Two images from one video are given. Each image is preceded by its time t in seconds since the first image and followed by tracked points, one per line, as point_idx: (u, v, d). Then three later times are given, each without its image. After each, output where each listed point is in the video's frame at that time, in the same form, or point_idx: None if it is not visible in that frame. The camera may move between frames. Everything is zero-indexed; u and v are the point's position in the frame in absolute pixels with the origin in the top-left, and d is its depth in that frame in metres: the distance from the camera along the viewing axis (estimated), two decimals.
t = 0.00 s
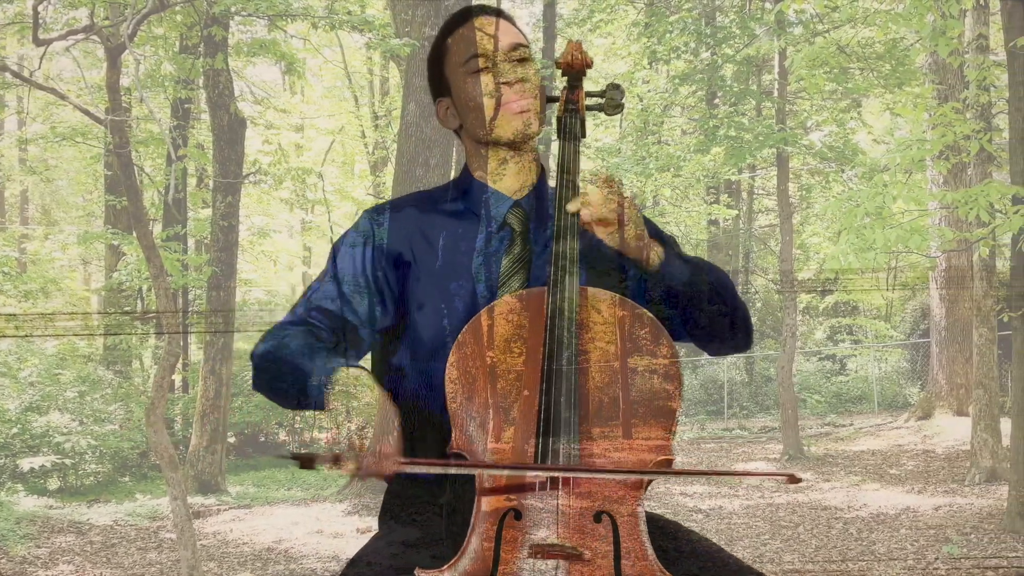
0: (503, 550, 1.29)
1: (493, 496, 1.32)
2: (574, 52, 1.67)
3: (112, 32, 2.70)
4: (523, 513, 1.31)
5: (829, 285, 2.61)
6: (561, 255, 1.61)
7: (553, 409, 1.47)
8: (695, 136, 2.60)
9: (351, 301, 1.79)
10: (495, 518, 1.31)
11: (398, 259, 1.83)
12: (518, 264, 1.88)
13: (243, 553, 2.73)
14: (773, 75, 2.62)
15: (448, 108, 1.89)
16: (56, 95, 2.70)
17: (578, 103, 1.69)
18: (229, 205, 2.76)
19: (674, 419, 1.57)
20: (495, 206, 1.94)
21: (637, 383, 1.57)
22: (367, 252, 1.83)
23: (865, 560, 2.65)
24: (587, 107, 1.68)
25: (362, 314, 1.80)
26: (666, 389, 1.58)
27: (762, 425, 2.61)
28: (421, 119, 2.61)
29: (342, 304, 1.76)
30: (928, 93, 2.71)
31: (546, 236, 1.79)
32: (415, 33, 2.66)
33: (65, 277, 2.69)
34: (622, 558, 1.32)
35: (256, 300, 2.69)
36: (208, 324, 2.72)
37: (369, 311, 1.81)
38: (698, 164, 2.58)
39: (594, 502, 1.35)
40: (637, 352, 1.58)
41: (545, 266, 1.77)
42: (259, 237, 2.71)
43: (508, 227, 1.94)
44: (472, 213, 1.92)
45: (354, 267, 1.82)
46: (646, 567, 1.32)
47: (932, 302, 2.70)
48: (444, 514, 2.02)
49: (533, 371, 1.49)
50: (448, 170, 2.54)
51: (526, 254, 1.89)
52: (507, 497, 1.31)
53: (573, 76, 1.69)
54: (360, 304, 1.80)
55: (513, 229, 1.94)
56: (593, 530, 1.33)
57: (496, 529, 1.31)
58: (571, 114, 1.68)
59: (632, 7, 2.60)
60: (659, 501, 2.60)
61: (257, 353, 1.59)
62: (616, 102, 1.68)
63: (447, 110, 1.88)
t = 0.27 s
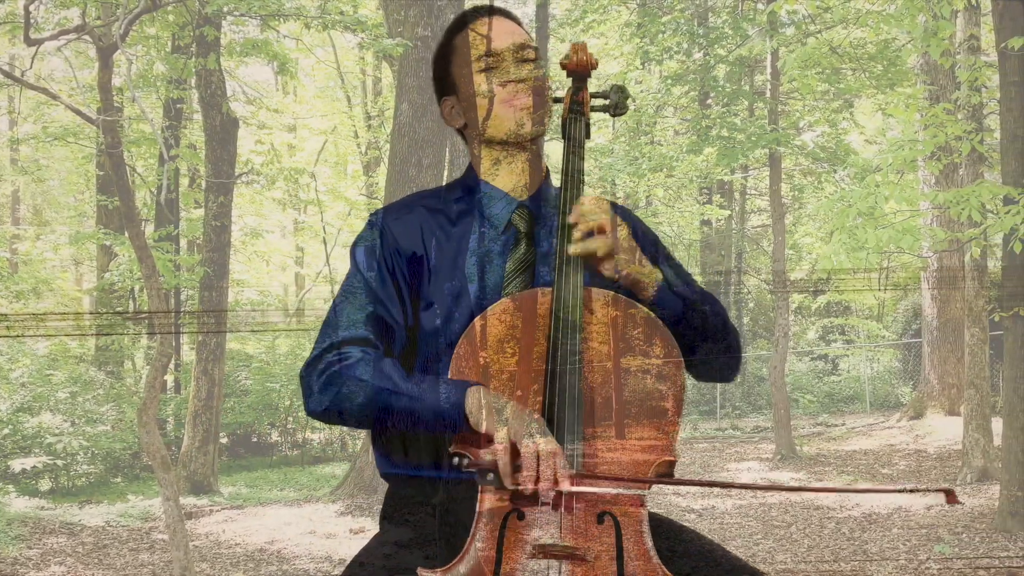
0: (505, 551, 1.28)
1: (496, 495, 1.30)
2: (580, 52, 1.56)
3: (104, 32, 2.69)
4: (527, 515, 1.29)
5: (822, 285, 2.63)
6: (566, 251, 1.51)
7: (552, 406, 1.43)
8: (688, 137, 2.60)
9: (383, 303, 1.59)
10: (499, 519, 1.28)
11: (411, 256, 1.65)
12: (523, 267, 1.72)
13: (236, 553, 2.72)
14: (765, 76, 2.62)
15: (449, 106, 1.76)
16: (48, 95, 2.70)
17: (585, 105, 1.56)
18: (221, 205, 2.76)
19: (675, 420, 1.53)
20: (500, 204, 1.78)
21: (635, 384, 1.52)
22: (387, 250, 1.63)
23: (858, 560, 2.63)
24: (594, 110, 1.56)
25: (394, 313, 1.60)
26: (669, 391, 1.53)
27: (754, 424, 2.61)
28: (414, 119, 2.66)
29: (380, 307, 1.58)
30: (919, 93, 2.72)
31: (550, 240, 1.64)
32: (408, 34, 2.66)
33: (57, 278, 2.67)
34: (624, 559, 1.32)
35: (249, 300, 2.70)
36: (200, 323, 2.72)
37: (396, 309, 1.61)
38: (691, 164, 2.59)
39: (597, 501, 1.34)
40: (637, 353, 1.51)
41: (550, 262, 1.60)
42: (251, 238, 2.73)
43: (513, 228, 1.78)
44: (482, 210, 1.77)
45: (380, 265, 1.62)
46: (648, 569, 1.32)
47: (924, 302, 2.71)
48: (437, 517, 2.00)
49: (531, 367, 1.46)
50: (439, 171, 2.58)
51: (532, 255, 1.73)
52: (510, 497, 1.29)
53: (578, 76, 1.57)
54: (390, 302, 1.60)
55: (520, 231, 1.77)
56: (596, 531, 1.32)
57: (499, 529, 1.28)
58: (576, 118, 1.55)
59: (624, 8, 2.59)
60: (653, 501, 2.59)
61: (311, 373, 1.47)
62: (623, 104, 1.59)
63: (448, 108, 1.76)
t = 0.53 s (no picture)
0: (506, 551, 1.37)
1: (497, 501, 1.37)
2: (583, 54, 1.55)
3: (97, 31, 2.69)
4: (528, 518, 1.37)
5: (815, 285, 2.61)
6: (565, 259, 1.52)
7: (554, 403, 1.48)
8: (682, 137, 2.59)
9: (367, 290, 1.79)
10: (500, 522, 1.37)
11: (405, 252, 1.82)
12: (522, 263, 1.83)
13: (230, 554, 2.73)
14: (759, 77, 2.63)
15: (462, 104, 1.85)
16: (41, 95, 2.74)
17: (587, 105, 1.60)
18: (214, 206, 2.74)
19: (678, 417, 1.48)
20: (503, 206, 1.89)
21: (631, 383, 1.48)
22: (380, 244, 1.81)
23: (852, 559, 2.68)
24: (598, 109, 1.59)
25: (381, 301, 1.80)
26: (669, 390, 1.48)
27: (748, 424, 2.63)
28: (407, 119, 2.56)
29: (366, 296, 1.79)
30: (912, 94, 2.71)
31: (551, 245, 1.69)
32: (402, 34, 2.64)
33: (50, 278, 2.70)
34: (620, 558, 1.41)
35: (242, 300, 2.66)
36: (193, 324, 2.70)
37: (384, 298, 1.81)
38: (685, 165, 2.57)
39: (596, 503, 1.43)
40: (632, 353, 1.47)
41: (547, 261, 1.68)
42: (245, 238, 2.71)
43: (515, 227, 1.89)
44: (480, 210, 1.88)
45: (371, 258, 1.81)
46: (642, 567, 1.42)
47: (918, 302, 2.71)
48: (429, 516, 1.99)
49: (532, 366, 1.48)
50: (434, 171, 2.50)
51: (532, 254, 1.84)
52: (510, 501, 1.37)
53: (580, 76, 1.58)
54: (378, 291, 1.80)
55: (521, 229, 1.88)
56: (593, 531, 1.41)
57: (500, 531, 1.37)
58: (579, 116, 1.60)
59: (618, 8, 2.58)
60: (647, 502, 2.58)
61: (291, 340, 1.64)
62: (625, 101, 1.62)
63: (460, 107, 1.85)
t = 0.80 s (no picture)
0: (506, 556, 1.14)
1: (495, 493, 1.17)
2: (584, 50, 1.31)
3: (90, 31, 2.67)
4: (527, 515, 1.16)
5: (809, 285, 2.63)
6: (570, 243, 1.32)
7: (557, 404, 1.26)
8: (675, 137, 2.61)
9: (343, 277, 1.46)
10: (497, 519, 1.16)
11: (395, 246, 1.45)
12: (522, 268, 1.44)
13: (223, 555, 2.69)
14: (753, 77, 2.64)
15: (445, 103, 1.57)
16: (33, 95, 2.67)
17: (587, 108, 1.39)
18: (207, 206, 2.76)
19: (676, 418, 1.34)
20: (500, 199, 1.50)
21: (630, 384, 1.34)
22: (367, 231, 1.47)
23: (846, 558, 2.63)
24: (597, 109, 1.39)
25: (360, 298, 1.47)
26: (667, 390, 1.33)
27: (741, 424, 2.61)
28: (401, 119, 2.64)
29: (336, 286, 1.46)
30: (905, 95, 2.72)
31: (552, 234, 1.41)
32: (396, 34, 2.66)
33: (43, 278, 2.66)
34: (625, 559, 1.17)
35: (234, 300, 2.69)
36: (186, 324, 2.72)
37: (366, 296, 1.47)
38: (679, 165, 2.58)
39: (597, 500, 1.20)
40: (624, 352, 1.32)
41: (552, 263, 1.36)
42: (239, 238, 2.70)
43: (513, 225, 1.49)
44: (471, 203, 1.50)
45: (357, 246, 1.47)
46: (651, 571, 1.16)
47: (910, 302, 2.71)
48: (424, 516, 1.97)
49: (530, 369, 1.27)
50: (426, 173, 2.58)
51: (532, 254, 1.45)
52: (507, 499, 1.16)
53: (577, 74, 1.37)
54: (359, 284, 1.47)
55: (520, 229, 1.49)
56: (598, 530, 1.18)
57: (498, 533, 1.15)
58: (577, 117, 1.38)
59: (612, 8, 2.61)
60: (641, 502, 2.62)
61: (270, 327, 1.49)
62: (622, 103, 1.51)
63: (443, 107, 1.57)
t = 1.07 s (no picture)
0: (506, 553, 1.32)
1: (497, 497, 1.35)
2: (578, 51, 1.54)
3: (81, 31, 2.69)
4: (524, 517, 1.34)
5: (800, 285, 2.61)
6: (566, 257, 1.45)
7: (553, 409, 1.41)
8: (667, 138, 2.60)
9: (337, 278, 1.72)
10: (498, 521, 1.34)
11: (390, 252, 1.71)
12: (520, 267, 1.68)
13: (213, 556, 2.72)
14: (744, 78, 2.64)
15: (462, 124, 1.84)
16: (23, 94, 2.71)
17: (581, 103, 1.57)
18: (199, 206, 2.73)
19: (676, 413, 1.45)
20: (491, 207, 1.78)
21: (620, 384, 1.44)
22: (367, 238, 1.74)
23: (838, 557, 2.67)
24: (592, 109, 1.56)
25: (355, 300, 1.73)
26: (657, 388, 1.43)
27: (733, 424, 2.60)
28: (393, 119, 2.64)
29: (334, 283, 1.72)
30: (896, 96, 2.71)
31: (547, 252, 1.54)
32: (387, 34, 2.67)
33: (33, 278, 2.70)
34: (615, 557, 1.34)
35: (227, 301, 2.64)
36: (178, 325, 2.68)
37: (361, 299, 1.73)
38: (671, 165, 2.57)
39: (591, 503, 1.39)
40: (616, 353, 1.44)
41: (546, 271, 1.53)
42: (230, 238, 2.68)
43: (509, 225, 1.77)
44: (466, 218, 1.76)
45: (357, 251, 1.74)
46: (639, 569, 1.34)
47: (901, 303, 2.71)
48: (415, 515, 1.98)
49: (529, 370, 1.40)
50: (419, 173, 2.58)
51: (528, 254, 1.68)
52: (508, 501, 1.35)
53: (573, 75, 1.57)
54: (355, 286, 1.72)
55: (516, 228, 1.75)
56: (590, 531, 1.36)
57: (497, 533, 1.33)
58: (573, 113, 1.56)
59: (604, 9, 2.57)
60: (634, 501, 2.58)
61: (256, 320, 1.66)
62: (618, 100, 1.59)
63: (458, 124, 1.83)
